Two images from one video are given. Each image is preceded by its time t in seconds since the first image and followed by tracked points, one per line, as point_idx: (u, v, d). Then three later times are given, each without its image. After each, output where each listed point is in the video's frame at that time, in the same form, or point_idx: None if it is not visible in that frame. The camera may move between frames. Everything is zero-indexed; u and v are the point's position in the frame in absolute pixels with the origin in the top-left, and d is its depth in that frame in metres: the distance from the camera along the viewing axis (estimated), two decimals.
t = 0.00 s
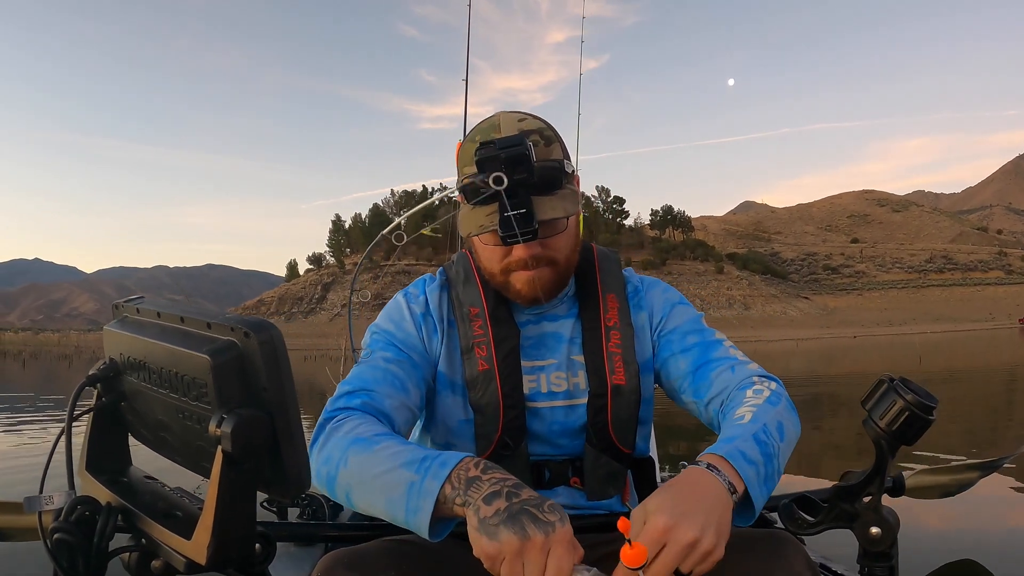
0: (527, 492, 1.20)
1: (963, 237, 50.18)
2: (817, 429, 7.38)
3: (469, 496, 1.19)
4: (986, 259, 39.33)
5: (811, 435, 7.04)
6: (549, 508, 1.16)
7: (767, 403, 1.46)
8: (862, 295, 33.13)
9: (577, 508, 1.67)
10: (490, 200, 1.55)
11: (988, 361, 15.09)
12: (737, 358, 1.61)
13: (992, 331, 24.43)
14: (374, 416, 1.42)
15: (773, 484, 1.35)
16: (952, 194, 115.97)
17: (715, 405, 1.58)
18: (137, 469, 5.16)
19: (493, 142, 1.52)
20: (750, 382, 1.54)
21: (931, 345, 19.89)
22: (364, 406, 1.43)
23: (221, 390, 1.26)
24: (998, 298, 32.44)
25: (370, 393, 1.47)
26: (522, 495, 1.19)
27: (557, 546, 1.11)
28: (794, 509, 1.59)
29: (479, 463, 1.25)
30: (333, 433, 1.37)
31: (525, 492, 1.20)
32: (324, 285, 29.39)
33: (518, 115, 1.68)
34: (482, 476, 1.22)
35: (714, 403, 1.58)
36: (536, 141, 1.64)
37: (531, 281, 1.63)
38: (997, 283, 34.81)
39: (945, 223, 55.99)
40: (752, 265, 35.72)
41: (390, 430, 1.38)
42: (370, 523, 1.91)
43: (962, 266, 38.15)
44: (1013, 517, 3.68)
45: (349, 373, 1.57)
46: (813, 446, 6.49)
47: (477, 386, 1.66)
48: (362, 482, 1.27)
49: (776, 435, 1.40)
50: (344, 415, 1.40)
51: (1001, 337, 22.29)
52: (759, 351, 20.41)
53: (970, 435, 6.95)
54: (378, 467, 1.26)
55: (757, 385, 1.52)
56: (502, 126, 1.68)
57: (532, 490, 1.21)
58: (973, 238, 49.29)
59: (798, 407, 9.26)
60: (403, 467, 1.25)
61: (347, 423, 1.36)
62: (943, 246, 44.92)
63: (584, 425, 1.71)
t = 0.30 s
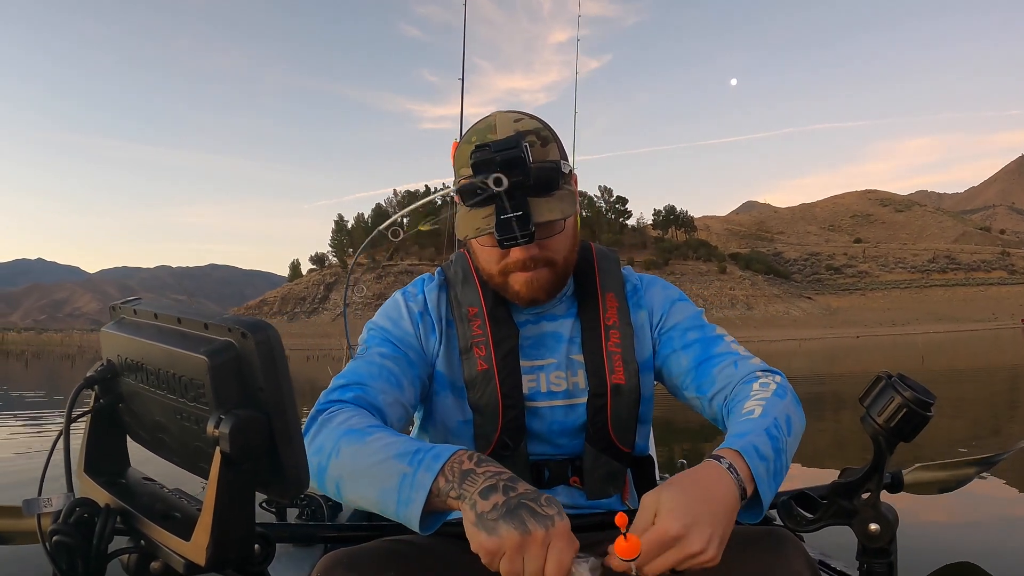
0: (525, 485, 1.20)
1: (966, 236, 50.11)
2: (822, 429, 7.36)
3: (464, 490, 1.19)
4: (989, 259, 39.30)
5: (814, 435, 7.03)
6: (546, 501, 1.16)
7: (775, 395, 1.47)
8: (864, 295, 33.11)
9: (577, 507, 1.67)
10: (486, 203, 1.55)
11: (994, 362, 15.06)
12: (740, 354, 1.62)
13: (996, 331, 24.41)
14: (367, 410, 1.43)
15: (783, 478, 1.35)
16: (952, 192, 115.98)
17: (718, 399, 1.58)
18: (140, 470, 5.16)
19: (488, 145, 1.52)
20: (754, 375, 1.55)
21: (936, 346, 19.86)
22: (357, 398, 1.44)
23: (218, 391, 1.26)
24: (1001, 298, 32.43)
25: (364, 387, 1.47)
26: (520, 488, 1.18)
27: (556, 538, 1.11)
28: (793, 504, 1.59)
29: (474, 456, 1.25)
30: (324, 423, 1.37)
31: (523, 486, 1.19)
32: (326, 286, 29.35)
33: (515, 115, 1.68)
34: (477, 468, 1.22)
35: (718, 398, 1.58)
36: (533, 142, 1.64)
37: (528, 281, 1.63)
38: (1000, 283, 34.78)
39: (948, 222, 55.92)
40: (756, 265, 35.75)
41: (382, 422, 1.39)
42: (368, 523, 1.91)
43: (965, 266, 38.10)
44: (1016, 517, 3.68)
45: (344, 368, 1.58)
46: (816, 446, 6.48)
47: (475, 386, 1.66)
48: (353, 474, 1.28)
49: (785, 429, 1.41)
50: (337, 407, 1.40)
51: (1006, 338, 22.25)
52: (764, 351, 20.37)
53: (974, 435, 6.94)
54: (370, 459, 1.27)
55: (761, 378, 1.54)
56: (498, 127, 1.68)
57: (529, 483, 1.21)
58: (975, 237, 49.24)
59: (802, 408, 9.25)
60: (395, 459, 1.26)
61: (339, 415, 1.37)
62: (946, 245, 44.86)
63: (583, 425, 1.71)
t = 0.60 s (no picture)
0: (517, 481, 1.20)
1: (969, 236, 50.01)
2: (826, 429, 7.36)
3: (459, 492, 1.19)
4: (992, 258, 39.23)
5: (818, 435, 7.03)
6: (543, 493, 1.15)
7: (777, 403, 1.48)
8: (867, 295, 33.08)
9: (577, 506, 1.67)
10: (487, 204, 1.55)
11: (1000, 362, 15.01)
12: (742, 359, 1.62)
13: (999, 331, 24.35)
14: (363, 415, 1.43)
15: (779, 486, 1.36)
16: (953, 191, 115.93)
17: (722, 404, 1.58)
18: (143, 470, 5.16)
19: (488, 146, 1.52)
20: (756, 381, 1.55)
21: (941, 346, 19.81)
22: (352, 403, 1.44)
23: (216, 392, 1.25)
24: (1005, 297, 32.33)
25: (360, 392, 1.47)
26: (514, 484, 1.19)
27: (559, 530, 1.11)
28: (791, 504, 1.58)
29: (464, 456, 1.26)
30: (319, 429, 1.38)
31: (517, 482, 1.20)
32: (329, 286, 29.31)
33: (512, 115, 1.68)
34: (470, 470, 1.22)
35: (720, 404, 1.59)
36: (531, 141, 1.64)
37: (528, 281, 1.63)
38: (1003, 283, 34.71)
39: (950, 222, 55.86)
40: (758, 265, 35.72)
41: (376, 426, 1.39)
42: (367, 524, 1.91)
43: (968, 265, 38.04)
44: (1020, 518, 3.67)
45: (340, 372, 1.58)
46: (820, 446, 6.47)
47: (473, 387, 1.66)
48: (348, 479, 1.28)
49: (785, 437, 1.41)
50: (331, 412, 1.41)
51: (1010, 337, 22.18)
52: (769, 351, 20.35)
53: (977, 435, 6.92)
54: (364, 463, 1.27)
55: (765, 384, 1.54)
56: (496, 127, 1.68)
57: (522, 478, 1.21)
58: (978, 237, 49.16)
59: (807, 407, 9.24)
60: (388, 463, 1.26)
61: (333, 419, 1.37)
62: (949, 245, 44.79)
63: (582, 424, 1.71)
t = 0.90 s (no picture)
0: (530, 503, 1.22)
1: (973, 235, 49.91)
2: (831, 429, 7.34)
3: (473, 517, 1.21)
4: (996, 258, 39.14)
5: (823, 436, 7.01)
6: (555, 516, 1.19)
7: (764, 432, 1.50)
8: (869, 295, 33.05)
9: (575, 507, 1.67)
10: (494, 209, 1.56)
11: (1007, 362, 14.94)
12: (736, 385, 1.63)
13: (1003, 331, 24.29)
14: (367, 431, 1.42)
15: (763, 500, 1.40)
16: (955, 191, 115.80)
17: (709, 428, 1.61)
18: (147, 469, 5.17)
19: (499, 153, 1.53)
20: (745, 412, 1.57)
21: (947, 346, 19.74)
22: (357, 419, 1.43)
23: (216, 393, 1.25)
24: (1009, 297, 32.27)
25: (363, 405, 1.47)
26: (527, 508, 1.20)
27: (572, 550, 1.15)
28: (791, 506, 1.58)
29: (478, 480, 1.26)
30: (325, 448, 1.36)
31: (528, 506, 1.21)
32: (332, 286, 29.31)
33: (520, 118, 1.68)
34: (482, 495, 1.23)
35: (709, 428, 1.61)
36: (537, 147, 1.64)
37: (531, 285, 1.63)
38: (1008, 282, 34.62)
39: (954, 222, 55.75)
40: (761, 265, 35.68)
41: (384, 443, 1.39)
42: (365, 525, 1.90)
43: (972, 265, 37.96)
44: None
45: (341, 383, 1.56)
46: (825, 446, 6.46)
47: (473, 389, 1.66)
48: (360, 502, 1.28)
49: (769, 466, 1.44)
50: (338, 430, 1.39)
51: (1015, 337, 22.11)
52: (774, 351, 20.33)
53: (980, 436, 6.91)
54: (377, 487, 1.26)
55: (754, 413, 1.56)
56: (502, 130, 1.68)
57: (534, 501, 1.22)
58: (982, 236, 49.04)
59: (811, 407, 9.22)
60: (401, 486, 1.26)
61: (340, 438, 1.36)
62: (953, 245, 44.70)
63: (582, 425, 1.71)
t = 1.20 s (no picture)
0: (521, 518, 1.21)
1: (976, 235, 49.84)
2: (835, 429, 7.34)
3: (465, 535, 1.21)
4: (999, 258, 39.09)
5: (827, 435, 7.00)
6: (546, 531, 1.18)
7: (758, 445, 1.50)
8: (872, 295, 33.03)
9: (573, 508, 1.67)
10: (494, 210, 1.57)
11: (1013, 361, 14.91)
12: (732, 394, 1.63)
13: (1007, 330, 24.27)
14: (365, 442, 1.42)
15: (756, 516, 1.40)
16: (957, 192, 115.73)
17: (706, 437, 1.61)
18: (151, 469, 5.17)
19: (499, 154, 1.54)
20: (741, 420, 1.58)
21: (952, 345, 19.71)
22: (355, 430, 1.43)
23: (214, 391, 1.25)
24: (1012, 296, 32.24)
25: (362, 415, 1.46)
26: (518, 525, 1.20)
27: (565, 566, 1.15)
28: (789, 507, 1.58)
29: (470, 496, 1.25)
30: (323, 460, 1.36)
31: (520, 521, 1.21)
32: (335, 286, 29.32)
33: (521, 118, 1.68)
34: (475, 512, 1.22)
35: (706, 436, 1.62)
36: (538, 147, 1.63)
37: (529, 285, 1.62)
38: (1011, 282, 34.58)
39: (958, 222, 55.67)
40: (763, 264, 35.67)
41: (381, 455, 1.38)
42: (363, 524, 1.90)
43: (975, 265, 37.93)
44: None
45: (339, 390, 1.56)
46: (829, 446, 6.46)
47: (472, 390, 1.66)
48: (356, 517, 1.28)
49: (759, 477, 1.45)
50: (336, 441, 1.39)
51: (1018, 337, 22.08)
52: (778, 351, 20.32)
53: (985, 435, 6.89)
54: (372, 502, 1.26)
55: (750, 424, 1.57)
56: (504, 131, 1.67)
57: (527, 515, 1.22)
58: (986, 236, 48.96)
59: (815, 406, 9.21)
60: (395, 503, 1.26)
61: (338, 450, 1.35)
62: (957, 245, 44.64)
63: (581, 427, 1.71)
